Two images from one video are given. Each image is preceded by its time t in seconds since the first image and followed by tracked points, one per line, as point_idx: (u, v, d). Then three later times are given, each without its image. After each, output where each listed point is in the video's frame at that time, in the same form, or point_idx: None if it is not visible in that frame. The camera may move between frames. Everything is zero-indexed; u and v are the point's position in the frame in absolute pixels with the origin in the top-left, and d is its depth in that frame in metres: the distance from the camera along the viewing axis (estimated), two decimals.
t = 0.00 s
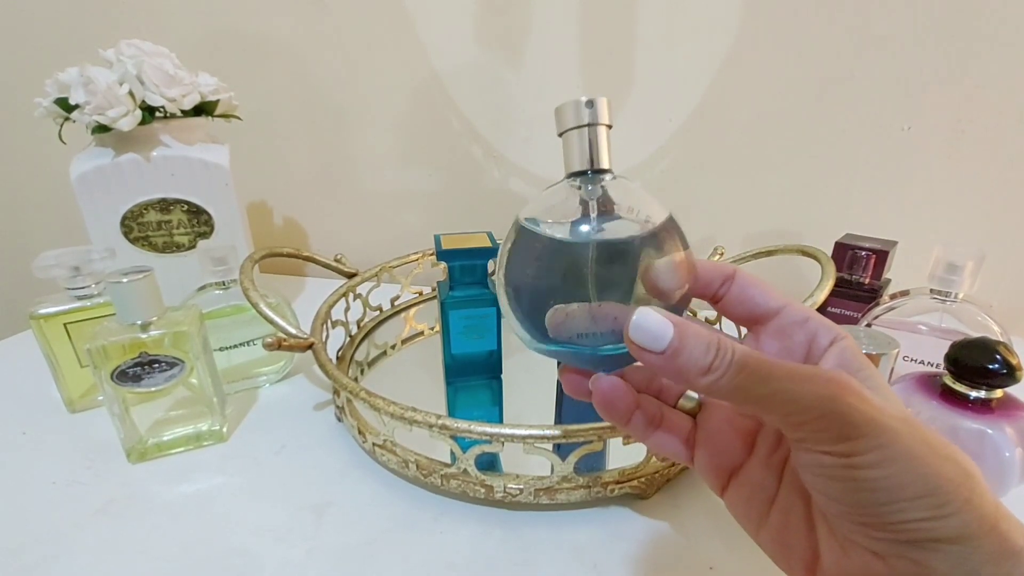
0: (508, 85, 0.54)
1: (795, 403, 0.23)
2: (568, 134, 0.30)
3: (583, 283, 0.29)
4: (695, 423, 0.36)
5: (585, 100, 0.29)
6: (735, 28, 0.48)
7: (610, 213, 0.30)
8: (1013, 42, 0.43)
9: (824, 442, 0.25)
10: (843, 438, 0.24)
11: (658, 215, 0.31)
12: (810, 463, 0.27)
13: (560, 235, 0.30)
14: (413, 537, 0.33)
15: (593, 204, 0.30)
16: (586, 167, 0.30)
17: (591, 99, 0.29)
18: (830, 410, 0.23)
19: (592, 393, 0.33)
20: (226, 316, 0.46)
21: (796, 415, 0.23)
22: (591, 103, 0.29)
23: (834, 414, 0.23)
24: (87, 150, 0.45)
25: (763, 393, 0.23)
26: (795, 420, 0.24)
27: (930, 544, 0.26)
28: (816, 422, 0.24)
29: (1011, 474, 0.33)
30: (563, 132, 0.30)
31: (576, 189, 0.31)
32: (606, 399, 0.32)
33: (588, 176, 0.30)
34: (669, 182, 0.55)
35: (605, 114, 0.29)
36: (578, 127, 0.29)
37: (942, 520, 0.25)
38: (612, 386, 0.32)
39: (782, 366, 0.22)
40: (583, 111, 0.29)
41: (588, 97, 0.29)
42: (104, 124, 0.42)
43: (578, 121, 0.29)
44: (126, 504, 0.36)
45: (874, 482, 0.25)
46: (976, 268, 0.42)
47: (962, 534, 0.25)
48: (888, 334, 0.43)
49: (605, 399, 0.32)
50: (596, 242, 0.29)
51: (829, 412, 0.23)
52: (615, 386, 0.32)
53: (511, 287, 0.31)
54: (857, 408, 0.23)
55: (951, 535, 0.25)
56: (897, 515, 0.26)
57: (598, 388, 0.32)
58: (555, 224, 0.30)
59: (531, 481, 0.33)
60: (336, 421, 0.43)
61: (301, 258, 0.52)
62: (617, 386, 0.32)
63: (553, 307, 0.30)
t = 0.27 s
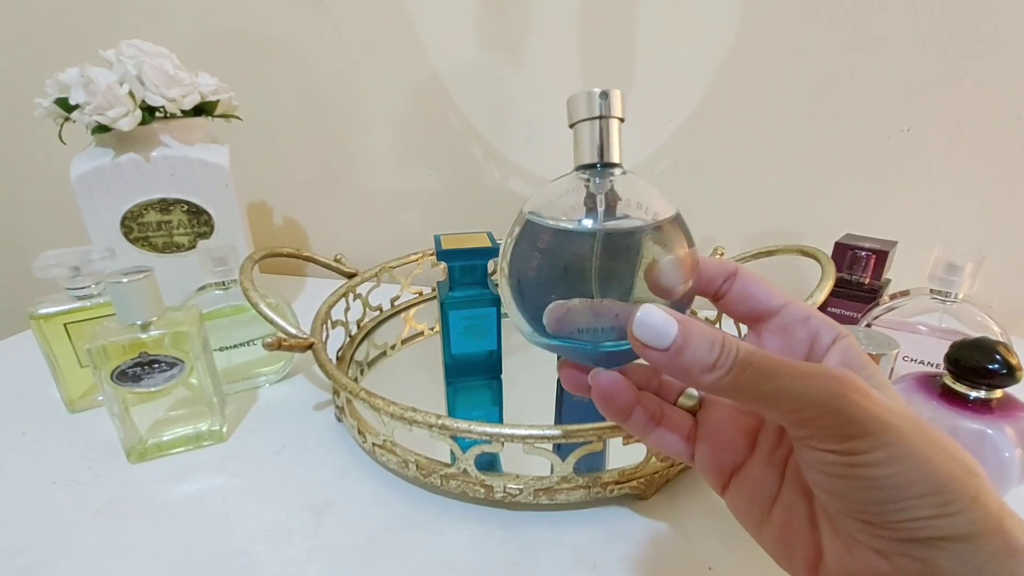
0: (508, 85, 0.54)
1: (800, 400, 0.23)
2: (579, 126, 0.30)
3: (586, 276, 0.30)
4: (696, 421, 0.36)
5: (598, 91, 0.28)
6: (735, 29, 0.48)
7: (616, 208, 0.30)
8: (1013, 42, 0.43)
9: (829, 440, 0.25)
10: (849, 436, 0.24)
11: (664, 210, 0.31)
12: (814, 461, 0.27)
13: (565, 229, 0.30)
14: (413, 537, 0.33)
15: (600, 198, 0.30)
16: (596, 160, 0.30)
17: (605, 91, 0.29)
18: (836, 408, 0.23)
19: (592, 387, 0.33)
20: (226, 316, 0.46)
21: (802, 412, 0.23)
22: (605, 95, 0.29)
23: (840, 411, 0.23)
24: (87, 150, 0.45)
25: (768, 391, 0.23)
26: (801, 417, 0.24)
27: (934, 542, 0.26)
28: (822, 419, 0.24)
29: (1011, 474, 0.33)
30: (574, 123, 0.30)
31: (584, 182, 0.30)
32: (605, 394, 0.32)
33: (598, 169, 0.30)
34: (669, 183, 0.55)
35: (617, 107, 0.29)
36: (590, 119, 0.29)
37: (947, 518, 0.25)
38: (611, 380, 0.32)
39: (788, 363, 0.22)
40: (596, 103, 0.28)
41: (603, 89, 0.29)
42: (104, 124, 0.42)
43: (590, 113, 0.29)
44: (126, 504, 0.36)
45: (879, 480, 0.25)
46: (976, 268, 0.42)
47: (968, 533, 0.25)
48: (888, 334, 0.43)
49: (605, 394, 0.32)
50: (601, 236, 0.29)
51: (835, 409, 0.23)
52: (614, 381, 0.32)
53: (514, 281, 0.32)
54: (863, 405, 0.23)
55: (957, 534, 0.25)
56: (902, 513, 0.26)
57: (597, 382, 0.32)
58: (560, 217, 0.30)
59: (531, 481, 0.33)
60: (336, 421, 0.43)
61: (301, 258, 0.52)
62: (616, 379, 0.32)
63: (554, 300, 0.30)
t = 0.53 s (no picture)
0: (508, 85, 0.54)
1: (802, 399, 0.23)
2: (586, 125, 0.29)
3: (588, 275, 0.30)
4: (695, 421, 0.36)
5: (606, 92, 0.28)
6: (735, 28, 0.48)
7: (619, 209, 0.30)
8: (1013, 42, 0.43)
9: (830, 438, 0.25)
10: (851, 435, 0.24)
11: (667, 211, 0.31)
12: (815, 460, 0.27)
13: (568, 228, 0.30)
14: (413, 537, 0.33)
15: (604, 199, 0.30)
16: (601, 160, 0.30)
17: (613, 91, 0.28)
18: (838, 406, 0.23)
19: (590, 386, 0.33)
20: (226, 316, 0.46)
21: (803, 411, 0.23)
22: (613, 95, 0.28)
23: (842, 410, 0.23)
24: (87, 150, 0.45)
25: (769, 390, 0.23)
26: (802, 416, 0.24)
27: (937, 541, 0.26)
28: (824, 418, 0.24)
29: (1011, 474, 0.33)
30: (580, 122, 0.29)
31: (588, 181, 0.30)
32: (604, 393, 0.31)
33: (602, 169, 0.30)
34: (669, 182, 0.55)
35: (625, 107, 0.28)
36: (597, 119, 0.29)
37: (950, 517, 0.25)
38: (611, 378, 0.31)
39: (790, 362, 0.22)
40: (604, 103, 0.28)
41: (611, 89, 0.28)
42: (104, 124, 0.42)
43: (597, 114, 0.28)
44: (126, 504, 0.36)
45: (880, 479, 0.25)
46: (976, 268, 0.42)
47: (971, 532, 0.25)
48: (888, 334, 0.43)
49: (603, 393, 0.31)
50: (604, 236, 0.29)
51: (836, 409, 0.23)
52: (613, 380, 0.31)
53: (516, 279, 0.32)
54: (865, 404, 0.23)
55: (959, 533, 0.25)
56: (903, 512, 0.26)
57: (596, 381, 0.31)
58: (564, 216, 0.31)
59: (531, 481, 0.33)
60: (336, 421, 0.43)
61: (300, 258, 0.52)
62: (615, 378, 0.31)
63: (555, 299, 0.30)
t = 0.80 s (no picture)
0: (508, 85, 0.53)
1: (805, 399, 0.23)
2: (592, 119, 0.29)
3: (589, 273, 0.30)
4: (696, 421, 0.36)
5: (612, 86, 0.28)
6: (735, 28, 0.48)
7: (623, 206, 0.30)
8: (1013, 42, 0.43)
9: (834, 439, 0.25)
10: (855, 435, 0.24)
11: (672, 208, 0.30)
12: (819, 459, 0.27)
13: (570, 224, 0.30)
14: (413, 537, 0.33)
15: (609, 195, 0.30)
16: (606, 156, 0.30)
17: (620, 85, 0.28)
18: (841, 406, 0.23)
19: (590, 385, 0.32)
20: (226, 316, 0.46)
21: (806, 412, 0.23)
22: (619, 90, 0.28)
23: (846, 410, 0.23)
24: (87, 150, 0.45)
25: (773, 390, 0.23)
26: (806, 416, 0.24)
27: (940, 541, 0.26)
28: (828, 418, 0.24)
29: (1011, 474, 0.33)
30: (587, 116, 0.29)
31: (593, 177, 0.30)
32: (603, 392, 0.31)
33: (607, 165, 0.30)
34: (669, 183, 0.55)
35: (632, 102, 0.28)
36: (603, 113, 0.29)
37: (952, 517, 0.25)
38: (610, 378, 0.31)
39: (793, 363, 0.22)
40: (610, 98, 0.28)
41: (617, 84, 0.28)
42: (104, 124, 0.42)
43: (603, 108, 0.28)
44: (126, 504, 0.36)
45: (884, 479, 0.25)
46: (976, 268, 0.42)
47: (974, 532, 0.25)
48: (888, 334, 0.43)
49: (603, 392, 0.31)
50: (606, 233, 0.29)
51: (840, 409, 0.23)
52: (612, 379, 0.31)
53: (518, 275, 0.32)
54: (869, 404, 0.23)
55: (962, 532, 0.25)
56: (907, 512, 0.26)
57: (595, 381, 0.31)
58: (568, 212, 0.31)
59: (531, 481, 0.33)
60: (336, 421, 0.43)
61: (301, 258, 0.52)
62: (615, 378, 0.31)
63: (557, 296, 0.30)
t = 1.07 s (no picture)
0: (508, 85, 0.53)
1: (797, 404, 0.23)
2: (585, 132, 0.29)
3: (585, 281, 0.30)
4: (693, 424, 0.37)
5: (604, 99, 0.28)
6: (735, 28, 0.48)
7: (617, 218, 0.30)
8: (1013, 42, 0.43)
9: (827, 444, 0.25)
10: (846, 439, 0.24)
11: (667, 221, 0.30)
12: (812, 464, 0.27)
13: (564, 235, 0.30)
14: (412, 537, 0.33)
15: (602, 208, 0.30)
16: (598, 169, 0.29)
17: (612, 98, 0.28)
18: (832, 411, 0.23)
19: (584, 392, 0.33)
20: (227, 316, 0.46)
21: (798, 417, 0.24)
22: (612, 103, 0.28)
23: (837, 415, 0.23)
24: (87, 151, 0.45)
25: (764, 397, 0.23)
26: (798, 422, 0.24)
27: (935, 543, 0.26)
28: (820, 423, 0.24)
29: (1011, 474, 0.33)
30: (580, 130, 0.29)
31: (587, 189, 0.30)
32: (598, 399, 0.31)
33: (601, 178, 0.30)
34: (669, 183, 0.55)
35: (624, 115, 0.28)
36: (596, 126, 0.28)
37: (947, 519, 0.25)
38: (606, 386, 0.31)
39: (783, 369, 0.22)
40: (603, 111, 0.28)
41: (610, 97, 0.28)
42: (104, 125, 0.42)
43: (596, 121, 0.28)
44: (126, 504, 0.36)
45: (877, 482, 0.25)
46: (975, 268, 0.42)
47: (969, 533, 0.25)
48: (888, 334, 0.43)
49: (597, 399, 0.31)
50: (601, 243, 0.29)
51: (831, 413, 0.23)
52: (607, 386, 0.31)
53: (513, 284, 0.32)
54: (860, 408, 0.23)
55: (957, 534, 0.25)
56: (900, 514, 0.26)
57: (590, 389, 0.31)
58: (562, 225, 0.30)
59: (531, 481, 0.33)
60: (336, 421, 0.43)
61: (301, 258, 0.52)
62: (609, 386, 0.31)
63: (553, 304, 0.30)
